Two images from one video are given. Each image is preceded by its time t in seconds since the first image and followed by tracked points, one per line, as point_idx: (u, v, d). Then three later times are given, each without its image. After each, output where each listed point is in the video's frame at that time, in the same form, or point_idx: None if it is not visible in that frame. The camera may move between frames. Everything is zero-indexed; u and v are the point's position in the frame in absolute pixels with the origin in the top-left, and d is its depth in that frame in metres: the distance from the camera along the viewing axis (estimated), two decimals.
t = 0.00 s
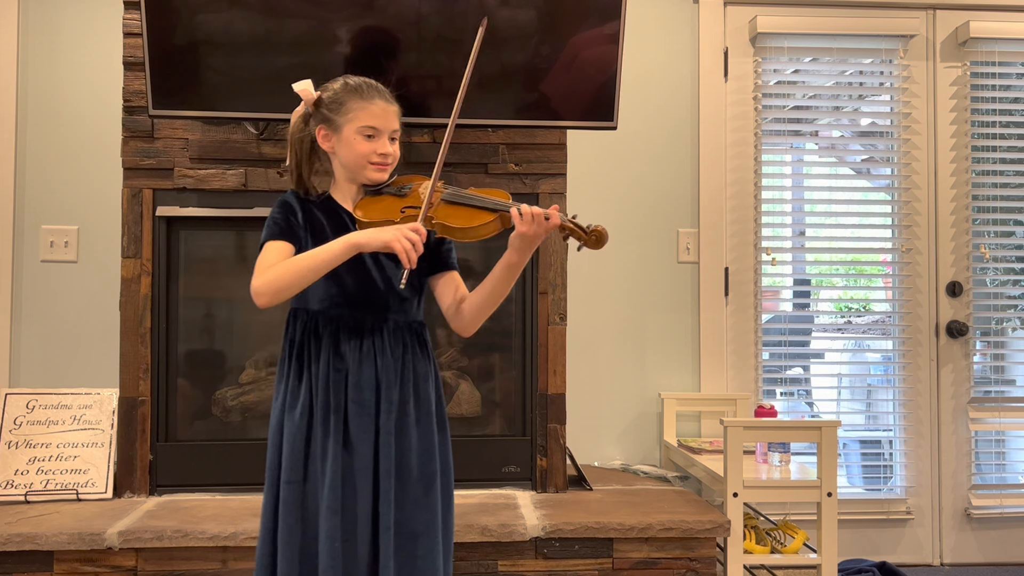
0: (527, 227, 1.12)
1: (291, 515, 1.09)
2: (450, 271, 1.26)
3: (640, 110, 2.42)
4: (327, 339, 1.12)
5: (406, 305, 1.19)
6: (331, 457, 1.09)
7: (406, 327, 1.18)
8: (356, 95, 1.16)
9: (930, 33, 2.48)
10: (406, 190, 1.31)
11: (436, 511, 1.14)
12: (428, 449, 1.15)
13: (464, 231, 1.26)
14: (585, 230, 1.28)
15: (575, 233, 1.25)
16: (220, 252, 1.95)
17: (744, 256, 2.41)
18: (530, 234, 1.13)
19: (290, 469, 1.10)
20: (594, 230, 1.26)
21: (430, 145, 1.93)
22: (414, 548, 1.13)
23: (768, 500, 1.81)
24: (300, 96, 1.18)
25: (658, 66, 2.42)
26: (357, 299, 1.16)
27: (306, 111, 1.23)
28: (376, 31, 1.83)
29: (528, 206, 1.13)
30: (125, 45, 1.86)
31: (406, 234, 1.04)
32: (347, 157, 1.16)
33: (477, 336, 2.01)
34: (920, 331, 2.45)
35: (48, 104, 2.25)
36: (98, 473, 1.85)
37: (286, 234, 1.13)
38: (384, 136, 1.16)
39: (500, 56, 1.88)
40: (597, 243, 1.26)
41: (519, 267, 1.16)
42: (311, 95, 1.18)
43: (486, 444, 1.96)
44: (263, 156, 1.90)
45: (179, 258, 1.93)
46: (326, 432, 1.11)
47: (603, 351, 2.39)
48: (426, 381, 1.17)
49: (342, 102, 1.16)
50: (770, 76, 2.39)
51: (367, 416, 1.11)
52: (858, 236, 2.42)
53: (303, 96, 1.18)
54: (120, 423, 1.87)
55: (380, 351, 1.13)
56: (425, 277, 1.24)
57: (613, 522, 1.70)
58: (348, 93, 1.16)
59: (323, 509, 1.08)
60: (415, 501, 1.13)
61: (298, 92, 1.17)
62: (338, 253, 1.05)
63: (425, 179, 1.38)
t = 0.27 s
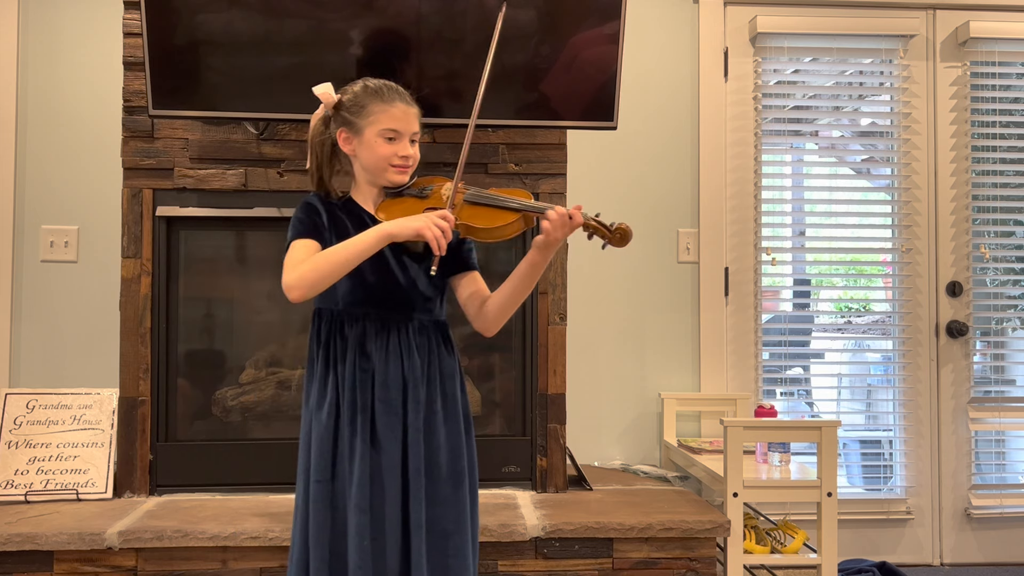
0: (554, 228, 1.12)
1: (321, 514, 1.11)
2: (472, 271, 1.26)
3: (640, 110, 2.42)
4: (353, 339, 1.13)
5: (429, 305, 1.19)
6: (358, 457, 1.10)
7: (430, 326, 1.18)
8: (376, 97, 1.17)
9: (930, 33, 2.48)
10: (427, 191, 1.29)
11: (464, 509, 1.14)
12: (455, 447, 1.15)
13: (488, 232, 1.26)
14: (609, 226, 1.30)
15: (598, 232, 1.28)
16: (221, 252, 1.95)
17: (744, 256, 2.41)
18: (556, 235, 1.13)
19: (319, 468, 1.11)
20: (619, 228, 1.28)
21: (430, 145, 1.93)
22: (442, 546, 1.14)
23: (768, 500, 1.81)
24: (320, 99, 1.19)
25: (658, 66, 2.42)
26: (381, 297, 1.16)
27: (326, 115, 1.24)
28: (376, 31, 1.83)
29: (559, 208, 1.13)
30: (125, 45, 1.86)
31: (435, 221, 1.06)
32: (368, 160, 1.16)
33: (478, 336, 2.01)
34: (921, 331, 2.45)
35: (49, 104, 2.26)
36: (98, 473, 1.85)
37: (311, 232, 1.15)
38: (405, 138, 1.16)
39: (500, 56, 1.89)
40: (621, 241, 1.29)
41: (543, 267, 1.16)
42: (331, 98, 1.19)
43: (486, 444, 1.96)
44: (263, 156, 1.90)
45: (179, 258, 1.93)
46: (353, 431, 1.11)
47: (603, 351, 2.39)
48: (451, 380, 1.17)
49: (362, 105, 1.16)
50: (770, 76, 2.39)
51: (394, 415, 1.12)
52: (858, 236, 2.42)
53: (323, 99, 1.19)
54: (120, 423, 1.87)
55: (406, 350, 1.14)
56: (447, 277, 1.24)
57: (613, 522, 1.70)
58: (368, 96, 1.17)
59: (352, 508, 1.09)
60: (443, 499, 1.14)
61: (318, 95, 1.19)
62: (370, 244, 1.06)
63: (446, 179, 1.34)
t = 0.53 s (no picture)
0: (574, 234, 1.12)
1: (339, 511, 1.11)
2: (491, 271, 1.26)
3: (640, 110, 2.42)
4: (372, 337, 1.14)
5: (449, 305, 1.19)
6: (378, 454, 1.10)
7: (449, 325, 1.19)
8: (398, 98, 1.16)
9: (930, 33, 2.48)
10: (447, 193, 1.29)
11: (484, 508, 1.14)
12: (473, 445, 1.15)
13: (508, 234, 1.26)
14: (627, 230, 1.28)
15: (617, 234, 1.28)
16: (221, 252, 1.95)
17: (744, 256, 2.41)
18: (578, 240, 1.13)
19: (337, 466, 1.11)
20: (638, 231, 1.27)
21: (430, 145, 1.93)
22: (462, 545, 1.14)
23: (768, 500, 1.81)
24: (342, 100, 1.18)
25: (658, 66, 2.42)
26: (401, 297, 1.16)
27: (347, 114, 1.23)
28: (376, 31, 1.83)
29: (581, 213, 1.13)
30: (125, 45, 1.86)
31: (457, 207, 1.07)
32: (390, 161, 1.16)
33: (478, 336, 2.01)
34: (921, 331, 2.45)
35: (49, 104, 2.25)
36: (98, 473, 1.85)
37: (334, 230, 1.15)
38: (425, 139, 1.16)
39: (500, 56, 1.88)
40: (641, 243, 1.27)
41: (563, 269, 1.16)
42: (352, 99, 1.19)
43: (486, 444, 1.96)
44: (263, 156, 1.90)
45: (179, 258, 1.93)
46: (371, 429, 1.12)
47: (603, 351, 2.39)
48: (470, 379, 1.18)
49: (384, 106, 1.16)
50: (770, 76, 2.39)
51: (413, 413, 1.12)
52: (858, 237, 2.42)
53: (344, 100, 1.18)
54: (120, 423, 1.87)
55: (425, 349, 1.14)
56: (467, 276, 1.23)
57: (613, 522, 1.70)
58: (390, 97, 1.17)
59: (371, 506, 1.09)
60: (462, 497, 1.14)
61: (339, 97, 1.18)
62: (396, 233, 1.05)
63: (466, 180, 1.34)
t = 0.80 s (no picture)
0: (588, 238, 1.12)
1: (344, 509, 1.16)
2: (501, 274, 1.29)
3: (639, 110, 2.42)
4: (380, 339, 1.18)
5: (459, 306, 1.22)
6: (382, 455, 1.14)
7: (458, 326, 1.21)
8: (423, 97, 1.19)
9: (930, 33, 2.48)
10: (463, 194, 1.29)
11: (486, 510, 1.17)
12: (477, 449, 1.18)
13: (521, 236, 1.24)
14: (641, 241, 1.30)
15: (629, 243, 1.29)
16: (221, 252, 1.95)
17: (744, 256, 2.41)
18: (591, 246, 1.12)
19: (343, 465, 1.17)
20: (651, 241, 1.29)
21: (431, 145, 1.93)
22: (464, 545, 1.17)
23: (768, 500, 1.81)
24: (369, 95, 1.23)
25: (658, 66, 2.42)
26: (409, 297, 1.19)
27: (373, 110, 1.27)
28: (376, 31, 1.83)
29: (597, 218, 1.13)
30: (126, 45, 1.86)
31: (426, 290, 1.01)
32: (410, 158, 1.19)
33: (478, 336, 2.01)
34: (921, 330, 2.45)
35: (49, 104, 2.26)
36: (98, 473, 1.85)
37: (333, 237, 1.22)
38: (446, 139, 1.19)
39: (500, 56, 1.88)
40: (653, 254, 1.28)
41: (574, 277, 1.16)
42: (379, 95, 1.23)
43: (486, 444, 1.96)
44: (263, 156, 1.90)
45: (179, 258, 1.93)
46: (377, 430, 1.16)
47: (603, 351, 2.39)
48: (476, 382, 1.20)
49: (409, 103, 1.19)
50: (770, 76, 2.39)
51: (417, 416, 1.16)
52: (858, 236, 2.42)
53: (371, 95, 1.23)
54: (120, 423, 1.87)
55: (432, 352, 1.17)
56: (477, 279, 1.27)
57: (613, 522, 1.70)
58: (416, 95, 1.20)
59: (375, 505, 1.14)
60: (465, 499, 1.17)
61: (367, 91, 1.23)
62: (359, 294, 1.08)
63: (482, 184, 1.36)
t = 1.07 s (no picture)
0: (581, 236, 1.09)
1: (339, 508, 1.17)
2: (500, 274, 1.28)
3: (639, 110, 2.42)
4: (376, 339, 1.18)
5: (455, 305, 1.22)
6: (375, 454, 1.15)
7: (455, 327, 1.21)
8: (419, 98, 1.19)
9: (930, 33, 2.48)
10: (461, 193, 1.29)
11: (478, 511, 1.16)
12: (470, 449, 1.18)
13: (515, 235, 1.23)
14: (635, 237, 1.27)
15: (624, 241, 1.25)
16: (221, 252, 1.95)
17: (744, 256, 2.41)
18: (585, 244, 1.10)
19: (338, 464, 1.17)
20: (644, 238, 1.24)
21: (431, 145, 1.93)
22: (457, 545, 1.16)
23: (768, 500, 1.81)
24: (366, 97, 1.23)
25: (658, 66, 2.42)
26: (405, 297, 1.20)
27: (370, 112, 1.28)
28: (376, 31, 1.83)
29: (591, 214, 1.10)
30: (125, 45, 1.86)
31: (426, 272, 1.02)
32: (408, 160, 1.19)
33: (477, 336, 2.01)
34: (920, 331, 2.45)
35: (49, 104, 2.26)
36: (98, 473, 1.85)
37: (333, 236, 1.21)
38: (445, 140, 1.18)
39: (500, 56, 1.88)
40: (646, 251, 1.25)
41: (569, 275, 1.14)
42: (376, 97, 1.23)
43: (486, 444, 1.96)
44: (263, 156, 1.90)
45: (179, 258, 1.93)
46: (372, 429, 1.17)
47: (603, 351, 2.39)
48: (471, 382, 1.20)
49: (405, 105, 1.20)
50: (770, 76, 2.39)
51: (411, 415, 1.16)
52: (858, 236, 2.42)
53: (368, 97, 1.23)
54: (120, 423, 1.87)
55: (427, 351, 1.17)
56: (476, 279, 1.26)
57: (613, 522, 1.70)
58: (411, 96, 1.20)
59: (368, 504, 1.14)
60: (458, 499, 1.16)
61: (363, 93, 1.22)
62: (358, 278, 1.08)
63: (482, 184, 1.35)
